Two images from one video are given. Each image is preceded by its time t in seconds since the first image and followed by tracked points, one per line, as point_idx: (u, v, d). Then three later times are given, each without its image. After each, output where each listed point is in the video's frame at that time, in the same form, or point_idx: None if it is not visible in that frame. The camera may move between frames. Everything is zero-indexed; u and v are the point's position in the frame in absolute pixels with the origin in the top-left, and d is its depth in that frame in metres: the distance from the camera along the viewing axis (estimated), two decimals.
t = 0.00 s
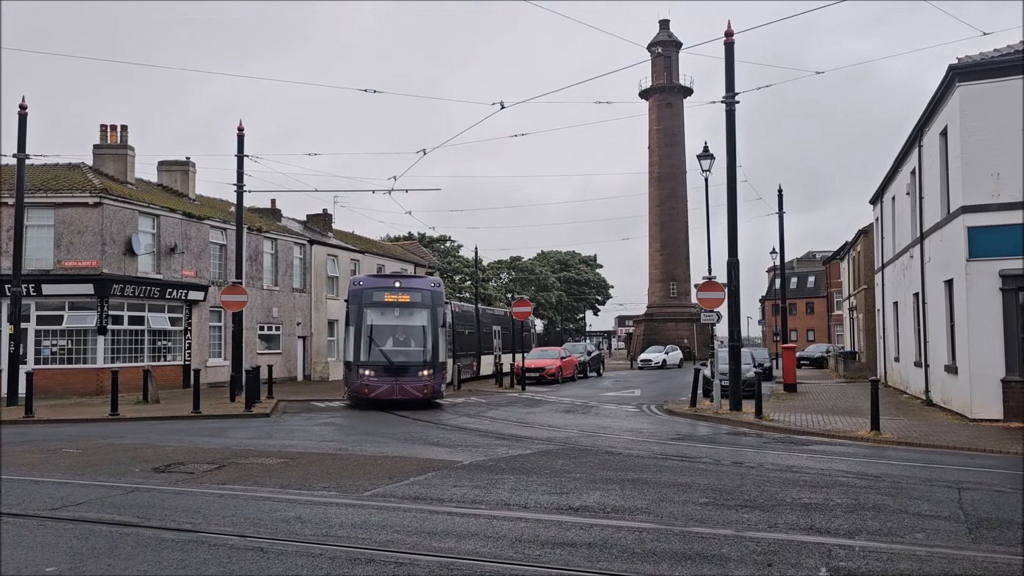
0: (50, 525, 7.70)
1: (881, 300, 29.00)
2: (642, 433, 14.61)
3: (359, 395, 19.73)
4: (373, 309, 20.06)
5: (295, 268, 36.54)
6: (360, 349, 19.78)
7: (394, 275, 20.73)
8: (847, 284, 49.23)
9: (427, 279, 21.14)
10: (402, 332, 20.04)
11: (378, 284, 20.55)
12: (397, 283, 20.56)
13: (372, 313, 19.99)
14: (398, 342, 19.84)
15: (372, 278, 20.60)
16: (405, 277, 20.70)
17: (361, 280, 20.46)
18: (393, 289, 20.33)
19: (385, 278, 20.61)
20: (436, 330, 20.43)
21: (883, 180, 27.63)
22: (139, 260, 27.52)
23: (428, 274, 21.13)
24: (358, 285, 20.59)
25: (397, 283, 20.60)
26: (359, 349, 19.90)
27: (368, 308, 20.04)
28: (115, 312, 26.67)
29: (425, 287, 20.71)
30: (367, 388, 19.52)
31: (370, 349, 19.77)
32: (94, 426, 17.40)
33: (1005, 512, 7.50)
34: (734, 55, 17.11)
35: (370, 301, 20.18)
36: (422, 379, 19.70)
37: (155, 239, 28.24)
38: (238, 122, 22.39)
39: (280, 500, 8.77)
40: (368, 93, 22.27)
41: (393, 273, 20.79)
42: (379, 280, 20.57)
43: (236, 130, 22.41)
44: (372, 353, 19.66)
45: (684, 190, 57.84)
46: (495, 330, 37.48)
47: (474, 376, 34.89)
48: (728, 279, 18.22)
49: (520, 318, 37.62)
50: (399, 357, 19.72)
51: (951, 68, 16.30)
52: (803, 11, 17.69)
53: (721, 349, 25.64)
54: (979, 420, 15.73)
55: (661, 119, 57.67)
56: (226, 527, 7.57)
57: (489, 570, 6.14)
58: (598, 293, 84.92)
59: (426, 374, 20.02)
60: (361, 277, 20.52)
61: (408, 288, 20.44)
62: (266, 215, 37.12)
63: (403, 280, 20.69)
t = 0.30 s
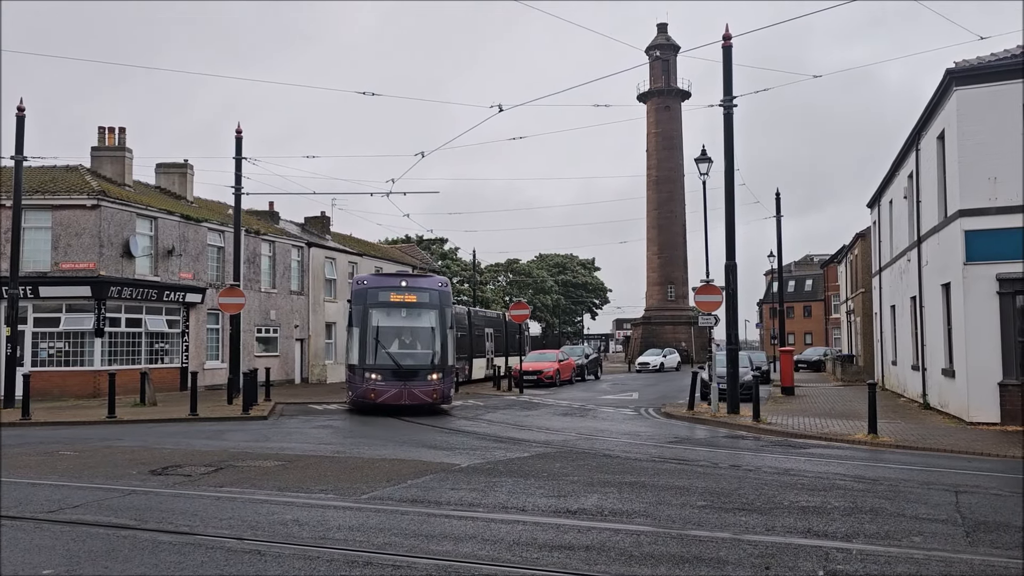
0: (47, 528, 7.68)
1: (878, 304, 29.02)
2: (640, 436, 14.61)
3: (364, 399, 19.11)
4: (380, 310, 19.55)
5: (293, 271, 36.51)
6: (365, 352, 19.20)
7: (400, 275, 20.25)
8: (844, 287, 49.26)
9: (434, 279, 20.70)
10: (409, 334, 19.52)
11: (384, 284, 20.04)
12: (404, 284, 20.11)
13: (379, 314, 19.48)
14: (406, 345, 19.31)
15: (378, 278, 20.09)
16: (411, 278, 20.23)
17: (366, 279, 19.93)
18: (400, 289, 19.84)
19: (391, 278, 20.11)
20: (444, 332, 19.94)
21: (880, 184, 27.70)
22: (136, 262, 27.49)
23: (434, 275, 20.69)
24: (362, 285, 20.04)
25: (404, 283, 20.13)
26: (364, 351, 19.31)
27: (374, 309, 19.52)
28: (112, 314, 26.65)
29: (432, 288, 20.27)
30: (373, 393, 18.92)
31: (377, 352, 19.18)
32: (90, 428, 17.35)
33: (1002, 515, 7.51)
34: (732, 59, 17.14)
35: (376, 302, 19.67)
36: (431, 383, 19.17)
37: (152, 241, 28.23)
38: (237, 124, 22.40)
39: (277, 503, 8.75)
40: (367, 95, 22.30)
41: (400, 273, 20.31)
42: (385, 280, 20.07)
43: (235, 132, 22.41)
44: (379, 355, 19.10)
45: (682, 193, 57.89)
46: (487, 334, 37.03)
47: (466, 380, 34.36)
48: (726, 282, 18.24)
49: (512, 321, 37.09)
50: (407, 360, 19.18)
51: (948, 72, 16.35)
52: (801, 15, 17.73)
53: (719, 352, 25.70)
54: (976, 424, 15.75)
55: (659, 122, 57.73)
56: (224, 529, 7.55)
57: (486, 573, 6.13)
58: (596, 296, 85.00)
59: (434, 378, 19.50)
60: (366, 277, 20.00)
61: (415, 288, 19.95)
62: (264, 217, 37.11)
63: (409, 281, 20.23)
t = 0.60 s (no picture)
0: (43, 530, 7.67)
1: (875, 307, 29.08)
2: (637, 439, 14.61)
3: (372, 405, 17.71)
4: (389, 310, 18.27)
5: (291, 274, 36.51)
6: (374, 354, 17.84)
7: (407, 273, 19.00)
8: (841, 290, 49.34)
9: (443, 279, 19.55)
10: (420, 336, 18.27)
11: (391, 283, 18.73)
12: (413, 283, 18.87)
13: (387, 314, 18.16)
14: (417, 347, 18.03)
15: (385, 276, 18.82)
16: (420, 276, 19.00)
17: (372, 278, 18.64)
18: (409, 288, 18.58)
19: (399, 276, 18.84)
20: (455, 334, 18.73)
21: (877, 188, 27.76)
22: (133, 264, 27.45)
23: (443, 275, 19.48)
24: (368, 284, 18.74)
25: (412, 282, 18.87)
26: (371, 354, 17.97)
27: (382, 309, 18.22)
28: (109, 316, 26.61)
29: (443, 287, 19.08)
30: (383, 398, 17.56)
31: (386, 354, 17.86)
32: (86, 431, 17.31)
33: (999, 519, 7.51)
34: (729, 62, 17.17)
35: (385, 302, 18.39)
36: (443, 388, 17.90)
37: (150, 243, 28.19)
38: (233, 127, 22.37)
39: (274, 505, 8.74)
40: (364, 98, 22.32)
41: (407, 272, 19.06)
42: (392, 279, 18.76)
43: (232, 135, 22.39)
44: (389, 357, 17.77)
45: (680, 196, 57.92)
46: (478, 336, 35.73)
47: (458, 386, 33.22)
48: (722, 286, 18.25)
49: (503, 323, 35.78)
50: (419, 363, 17.88)
51: (944, 76, 16.37)
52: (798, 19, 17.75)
53: (715, 356, 25.73)
54: (973, 427, 15.76)
55: (656, 125, 57.78)
56: (220, 532, 7.53)
57: None
58: (593, 299, 85.03)
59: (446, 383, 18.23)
60: (372, 275, 18.70)
61: (425, 287, 18.74)
62: (261, 220, 37.08)
63: (419, 279, 18.97)
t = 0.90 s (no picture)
0: (38, 533, 7.66)
1: (871, 310, 29.14)
2: (633, 442, 14.63)
3: (383, 411, 16.66)
4: (400, 310, 17.27)
5: (287, 276, 36.49)
6: (385, 357, 16.81)
7: (418, 272, 17.98)
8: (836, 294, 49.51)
9: (454, 279, 18.60)
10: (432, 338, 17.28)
11: (401, 282, 17.70)
12: (424, 282, 17.89)
13: (398, 315, 17.14)
14: (430, 350, 17.03)
15: (394, 275, 17.79)
16: (431, 275, 18.00)
17: (382, 276, 17.60)
18: (421, 287, 17.57)
19: (409, 275, 17.82)
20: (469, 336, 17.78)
21: (873, 192, 27.83)
22: (129, 266, 27.41)
23: (454, 274, 18.51)
24: (376, 283, 17.69)
25: (424, 280, 17.85)
26: (381, 357, 16.94)
27: (393, 309, 17.20)
28: (105, 318, 26.58)
29: (456, 286, 18.12)
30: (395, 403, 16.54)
31: (398, 356, 16.84)
32: (81, 434, 17.28)
33: (995, 522, 7.53)
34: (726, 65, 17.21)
35: (395, 301, 17.40)
36: (459, 393, 16.94)
37: (146, 245, 28.15)
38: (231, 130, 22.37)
39: (271, 508, 8.74)
40: (362, 100, 22.31)
41: (417, 270, 18.04)
42: (403, 278, 17.74)
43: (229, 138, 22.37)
44: (401, 360, 16.75)
45: (677, 199, 57.98)
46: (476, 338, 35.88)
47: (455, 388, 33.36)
48: (719, 289, 18.28)
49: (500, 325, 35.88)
50: (433, 366, 16.88)
51: (940, 80, 16.44)
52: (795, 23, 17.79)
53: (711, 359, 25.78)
54: (969, 430, 15.79)
55: (654, 129, 57.86)
56: (216, 535, 7.53)
57: None
58: (590, 302, 85.08)
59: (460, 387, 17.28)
60: (381, 273, 17.66)
61: (437, 286, 17.80)
62: (257, 222, 37.05)
63: (430, 278, 17.96)
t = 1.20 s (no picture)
0: (33, 535, 7.64)
1: (866, 312, 29.20)
2: (629, 444, 14.65)
3: (401, 416, 15.64)
4: (417, 309, 16.25)
5: (283, 277, 36.45)
6: (403, 358, 15.81)
7: (435, 268, 16.95)
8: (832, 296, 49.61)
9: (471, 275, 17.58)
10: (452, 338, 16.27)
11: (417, 279, 16.69)
12: (442, 279, 16.84)
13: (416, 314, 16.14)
14: (449, 351, 16.06)
15: (410, 272, 16.75)
16: (448, 271, 16.99)
17: (397, 273, 16.55)
18: (439, 285, 16.56)
19: (426, 271, 16.80)
20: (490, 336, 16.79)
21: (868, 194, 27.92)
22: (125, 268, 27.37)
23: (471, 271, 17.51)
24: (390, 279, 16.66)
25: (441, 278, 16.85)
26: (398, 359, 15.95)
27: (410, 308, 16.19)
28: (100, 320, 26.53)
29: (474, 283, 17.11)
30: (415, 407, 15.55)
31: (417, 359, 15.85)
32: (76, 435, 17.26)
33: (989, 524, 7.55)
34: (722, 68, 17.25)
35: (412, 300, 16.35)
36: (482, 397, 15.98)
37: (141, 246, 28.11)
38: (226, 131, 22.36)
39: (266, 510, 8.73)
40: (358, 102, 22.31)
41: (433, 267, 17.01)
42: (419, 275, 16.71)
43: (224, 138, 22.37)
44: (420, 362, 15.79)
45: (673, 201, 58.06)
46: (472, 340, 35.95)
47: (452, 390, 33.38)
48: (715, 291, 18.31)
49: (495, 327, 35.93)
50: (454, 369, 15.94)
51: (935, 83, 16.51)
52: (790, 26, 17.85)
53: (707, 361, 25.82)
54: (964, 432, 15.84)
55: (650, 130, 57.95)
56: (211, 537, 7.52)
57: None
58: (586, 304, 85.14)
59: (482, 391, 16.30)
60: (396, 270, 16.61)
61: (455, 284, 16.77)
62: (253, 224, 37.02)
63: (447, 275, 16.97)
